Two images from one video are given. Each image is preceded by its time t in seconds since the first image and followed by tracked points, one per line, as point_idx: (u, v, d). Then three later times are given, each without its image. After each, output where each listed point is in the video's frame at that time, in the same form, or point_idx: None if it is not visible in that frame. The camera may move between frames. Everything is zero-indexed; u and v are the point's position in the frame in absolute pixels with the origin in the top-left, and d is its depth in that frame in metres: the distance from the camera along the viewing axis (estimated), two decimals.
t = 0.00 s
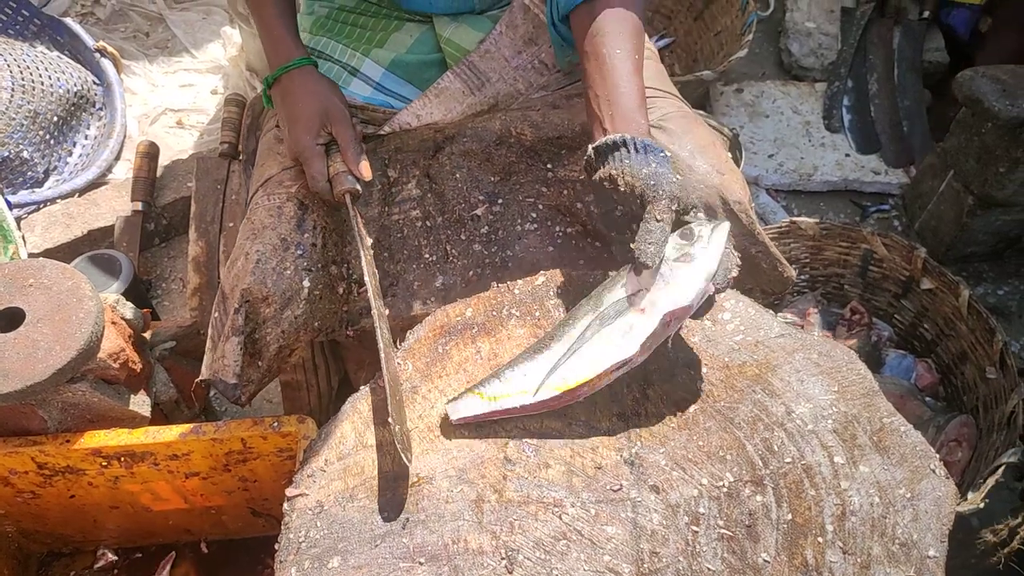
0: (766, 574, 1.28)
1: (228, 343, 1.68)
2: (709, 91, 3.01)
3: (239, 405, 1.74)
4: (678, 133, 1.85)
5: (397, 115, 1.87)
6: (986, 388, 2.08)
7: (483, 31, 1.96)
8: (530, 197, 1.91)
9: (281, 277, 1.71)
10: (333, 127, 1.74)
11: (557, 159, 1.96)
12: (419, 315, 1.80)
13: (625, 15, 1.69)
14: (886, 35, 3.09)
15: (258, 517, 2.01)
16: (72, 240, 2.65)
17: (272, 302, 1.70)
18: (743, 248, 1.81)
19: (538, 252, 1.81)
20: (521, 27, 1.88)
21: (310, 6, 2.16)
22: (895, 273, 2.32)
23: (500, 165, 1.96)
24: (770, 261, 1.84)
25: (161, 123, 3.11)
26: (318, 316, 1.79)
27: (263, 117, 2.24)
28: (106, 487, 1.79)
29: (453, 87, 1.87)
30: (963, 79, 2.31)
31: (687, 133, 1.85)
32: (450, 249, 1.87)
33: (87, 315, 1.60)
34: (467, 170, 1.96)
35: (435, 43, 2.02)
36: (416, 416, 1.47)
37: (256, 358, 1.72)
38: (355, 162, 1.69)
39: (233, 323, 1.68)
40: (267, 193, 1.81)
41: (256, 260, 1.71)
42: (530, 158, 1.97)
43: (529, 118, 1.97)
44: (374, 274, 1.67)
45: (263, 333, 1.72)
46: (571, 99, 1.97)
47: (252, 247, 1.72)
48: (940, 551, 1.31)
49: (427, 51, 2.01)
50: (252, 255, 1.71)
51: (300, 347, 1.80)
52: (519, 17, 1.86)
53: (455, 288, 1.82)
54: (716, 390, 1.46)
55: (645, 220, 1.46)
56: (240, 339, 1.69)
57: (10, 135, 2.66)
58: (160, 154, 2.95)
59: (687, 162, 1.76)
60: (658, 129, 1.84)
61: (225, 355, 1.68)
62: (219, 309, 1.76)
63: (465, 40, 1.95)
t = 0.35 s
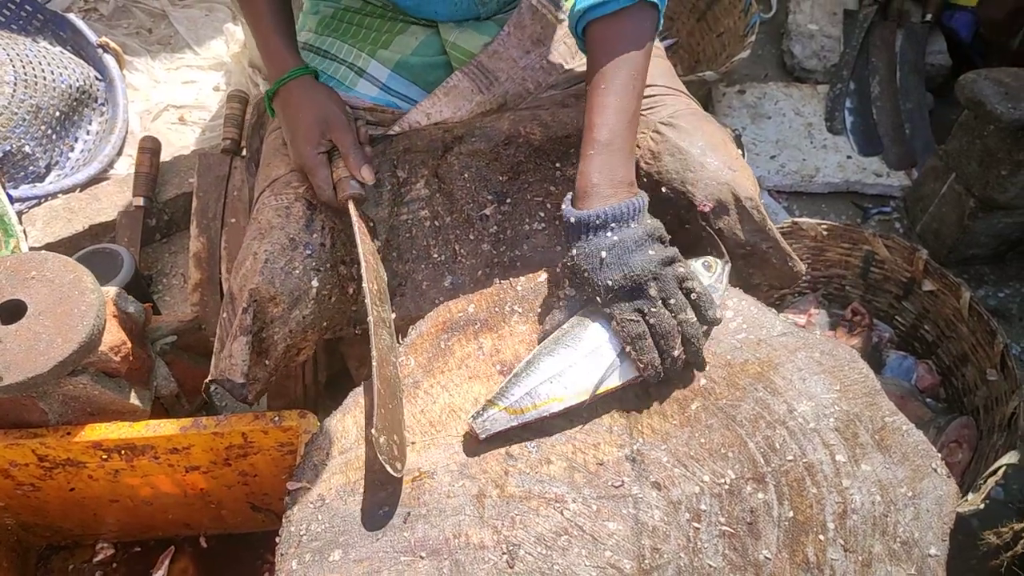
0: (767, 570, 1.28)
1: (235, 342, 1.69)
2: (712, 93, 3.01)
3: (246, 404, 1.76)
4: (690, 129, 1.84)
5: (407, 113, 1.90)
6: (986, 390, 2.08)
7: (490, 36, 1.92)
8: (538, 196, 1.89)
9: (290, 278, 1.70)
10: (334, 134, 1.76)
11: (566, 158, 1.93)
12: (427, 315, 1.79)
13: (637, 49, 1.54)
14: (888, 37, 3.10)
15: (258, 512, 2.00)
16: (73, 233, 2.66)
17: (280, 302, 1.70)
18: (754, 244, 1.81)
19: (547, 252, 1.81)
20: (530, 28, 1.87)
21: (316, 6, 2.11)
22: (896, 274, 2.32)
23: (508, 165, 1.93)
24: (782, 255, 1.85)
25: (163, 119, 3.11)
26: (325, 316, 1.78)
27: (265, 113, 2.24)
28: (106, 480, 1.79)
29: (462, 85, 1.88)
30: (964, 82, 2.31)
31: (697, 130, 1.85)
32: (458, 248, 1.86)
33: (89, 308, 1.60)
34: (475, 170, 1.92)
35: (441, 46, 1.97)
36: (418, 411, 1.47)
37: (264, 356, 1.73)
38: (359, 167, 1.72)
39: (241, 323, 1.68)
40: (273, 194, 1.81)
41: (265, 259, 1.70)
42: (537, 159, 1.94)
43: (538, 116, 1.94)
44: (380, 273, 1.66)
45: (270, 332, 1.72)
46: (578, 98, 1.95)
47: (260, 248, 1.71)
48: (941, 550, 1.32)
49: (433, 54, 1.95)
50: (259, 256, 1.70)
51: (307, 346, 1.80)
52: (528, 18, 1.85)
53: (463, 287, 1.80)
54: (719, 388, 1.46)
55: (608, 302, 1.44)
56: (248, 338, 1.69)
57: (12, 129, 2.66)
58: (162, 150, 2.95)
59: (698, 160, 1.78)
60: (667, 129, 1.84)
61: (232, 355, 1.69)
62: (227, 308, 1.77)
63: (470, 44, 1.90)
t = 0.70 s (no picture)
0: (768, 559, 1.29)
1: (227, 334, 1.69)
2: (712, 85, 3.00)
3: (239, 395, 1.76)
4: (685, 127, 1.84)
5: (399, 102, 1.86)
6: (985, 380, 2.08)
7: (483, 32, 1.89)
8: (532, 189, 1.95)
9: (280, 271, 1.71)
10: (313, 131, 1.72)
11: (560, 150, 1.93)
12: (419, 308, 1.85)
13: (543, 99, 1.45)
14: (888, 29, 3.08)
15: (259, 503, 2.01)
16: (73, 226, 2.65)
17: (270, 295, 1.70)
18: (749, 243, 1.79)
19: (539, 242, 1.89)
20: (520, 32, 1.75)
21: None
22: (896, 266, 2.32)
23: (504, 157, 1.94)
24: (775, 258, 1.82)
25: (162, 112, 3.10)
26: (317, 309, 1.78)
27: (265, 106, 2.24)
28: (107, 472, 1.79)
29: (456, 75, 1.85)
30: (966, 73, 2.30)
31: (693, 127, 1.85)
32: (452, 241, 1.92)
33: (90, 300, 1.60)
34: (470, 162, 1.95)
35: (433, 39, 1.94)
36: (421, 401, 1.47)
37: (256, 349, 1.73)
38: (341, 159, 1.66)
39: (232, 315, 1.69)
40: (266, 186, 1.81)
41: (254, 253, 1.70)
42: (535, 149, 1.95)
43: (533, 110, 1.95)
44: (376, 262, 1.63)
45: (262, 324, 1.72)
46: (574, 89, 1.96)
47: (250, 240, 1.72)
48: (942, 538, 1.32)
49: (424, 47, 1.94)
50: (249, 249, 1.71)
51: (300, 338, 1.79)
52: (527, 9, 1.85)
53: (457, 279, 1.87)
54: (719, 378, 1.46)
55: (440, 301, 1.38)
56: (238, 330, 1.69)
57: (11, 122, 2.66)
58: (161, 143, 2.94)
59: (693, 158, 1.79)
60: (663, 125, 1.85)
61: (224, 347, 1.69)
62: (220, 301, 1.73)
63: (461, 39, 1.89)
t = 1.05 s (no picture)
0: (764, 553, 1.29)
1: (228, 327, 1.71)
2: (710, 82, 3.00)
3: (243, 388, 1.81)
4: (684, 116, 1.84)
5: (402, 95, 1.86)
6: (982, 376, 2.09)
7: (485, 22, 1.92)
8: (533, 181, 1.91)
9: (282, 264, 1.70)
10: (310, 125, 1.72)
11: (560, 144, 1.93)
12: (421, 299, 1.80)
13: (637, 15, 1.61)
14: (886, 26, 3.08)
15: (257, 499, 2.01)
16: (70, 222, 2.65)
17: (273, 288, 1.70)
18: (749, 230, 1.81)
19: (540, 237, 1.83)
20: (525, 13, 1.85)
21: None
22: (893, 262, 2.32)
23: (504, 150, 1.95)
24: (777, 242, 1.85)
25: (160, 108, 3.09)
26: (320, 301, 1.78)
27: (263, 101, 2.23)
28: (105, 467, 1.79)
29: (457, 67, 1.86)
30: (962, 70, 2.31)
31: (692, 117, 1.84)
32: (454, 234, 1.88)
33: (87, 295, 1.59)
34: (470, 156, 1.94)
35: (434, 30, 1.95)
36: (419, 395, 1.47)
37: (259, 342, 1.76)
38: (339, 153, 1.66)
39: (234, 309, 1.70)
40: (268, 179, 1.80)
41: (257, 246, 1.70)
42: (535, 144, 1.95)
43: (534, 101, 1.92)
44: (377, 257, 1.65)
45: (264, 318, 1.74)
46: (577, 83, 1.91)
47: (253, 233, 1.71)
48: (937, 532, 1.33)
49: (426, 38, 1.94)
50: (252, 242, 1.71)
51: (303, 331, 1.81)
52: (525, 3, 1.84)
53: (457, 273, 1.82)
54: (717, 372, 1.47)
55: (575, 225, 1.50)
56: (240, 323, 1.71)
57: (8, 118, 2.65)
58: (159, 139, 2.94)
59: (693, 146, 1.78)
60: (663, 114, 1.83)
61: (224, 340, 1.72)
62: (222, 294, 1.76)
63: (464, 29, 1.90)
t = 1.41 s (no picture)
0: (767, 556, 1.29)
1: (231, 326, 1.71)
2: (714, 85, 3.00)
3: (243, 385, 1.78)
4: (690, 121, 1.88)
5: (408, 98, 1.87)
6: (986, 380, 2.09)
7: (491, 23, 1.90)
8: (539, 185, 1.98)
9: (288, 265, 1.70)
10: (318, 125, 1.71)
11: (567, 147, 1.97)
12: (425, 299, 1.83)
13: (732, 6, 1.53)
14: (890, 30, 3.08)
15: (259, 499, 2.01)
16: (76, 222, 2.66)
17: (277, 288, 1.71)
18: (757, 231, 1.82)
19: (544, 241, 1.93)
20: (533, 16, 1.92)
21: None
22: (897, 266, 2.32)
23: (510, 154, 1.96)
24: (778, 252, 1.85)
25: (165, 108, 3.10)
26: (323, 302, 1.78)
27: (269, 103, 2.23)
28: (109, 466, 1.79)
29: (464, 71, 1.87)
30: (967, 73, 2.30)
31: (700, 123, 1.88)
32: (458, 237, 1.94)
33: (92, 294, 1.60)
34: (476, 158, 1.95)
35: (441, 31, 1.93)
36: (422, 397, 1.47)
37: (261, 341, 1.76)
38: (347, 154, 1.66)
39: (238, 308, 1.70)
40: (273, 179, 1.81)
41: (262, 245, 1.70)
42: (539, 147, 1.97)
43: (540, 105, 1.92)
44: (381, 259, 1.65)
45: (267, 317, 1.74)
46: (583, 87, 1.95)
47: (258, 233, 1.72)
48: (941, 536, 1.33)
49: (433, 39, 1.92)
50: (257, 241, 1.71)
51: (306, 332, 1.81)
52: (531, 7, 1.91)
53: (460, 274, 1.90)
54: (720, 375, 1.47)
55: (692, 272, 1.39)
56: (243, 323, 1.71)
57: (14, 118, 2.66)
58: (164, 140, 2.94)
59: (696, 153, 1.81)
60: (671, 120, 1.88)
61: (228, 339, 1.72)
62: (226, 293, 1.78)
63: (470, 31, 1.88)
